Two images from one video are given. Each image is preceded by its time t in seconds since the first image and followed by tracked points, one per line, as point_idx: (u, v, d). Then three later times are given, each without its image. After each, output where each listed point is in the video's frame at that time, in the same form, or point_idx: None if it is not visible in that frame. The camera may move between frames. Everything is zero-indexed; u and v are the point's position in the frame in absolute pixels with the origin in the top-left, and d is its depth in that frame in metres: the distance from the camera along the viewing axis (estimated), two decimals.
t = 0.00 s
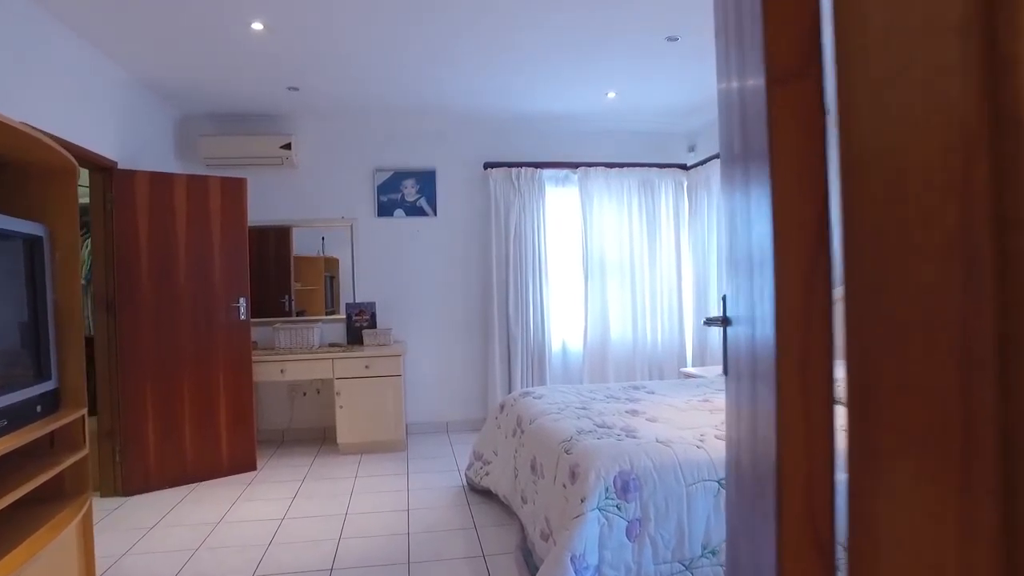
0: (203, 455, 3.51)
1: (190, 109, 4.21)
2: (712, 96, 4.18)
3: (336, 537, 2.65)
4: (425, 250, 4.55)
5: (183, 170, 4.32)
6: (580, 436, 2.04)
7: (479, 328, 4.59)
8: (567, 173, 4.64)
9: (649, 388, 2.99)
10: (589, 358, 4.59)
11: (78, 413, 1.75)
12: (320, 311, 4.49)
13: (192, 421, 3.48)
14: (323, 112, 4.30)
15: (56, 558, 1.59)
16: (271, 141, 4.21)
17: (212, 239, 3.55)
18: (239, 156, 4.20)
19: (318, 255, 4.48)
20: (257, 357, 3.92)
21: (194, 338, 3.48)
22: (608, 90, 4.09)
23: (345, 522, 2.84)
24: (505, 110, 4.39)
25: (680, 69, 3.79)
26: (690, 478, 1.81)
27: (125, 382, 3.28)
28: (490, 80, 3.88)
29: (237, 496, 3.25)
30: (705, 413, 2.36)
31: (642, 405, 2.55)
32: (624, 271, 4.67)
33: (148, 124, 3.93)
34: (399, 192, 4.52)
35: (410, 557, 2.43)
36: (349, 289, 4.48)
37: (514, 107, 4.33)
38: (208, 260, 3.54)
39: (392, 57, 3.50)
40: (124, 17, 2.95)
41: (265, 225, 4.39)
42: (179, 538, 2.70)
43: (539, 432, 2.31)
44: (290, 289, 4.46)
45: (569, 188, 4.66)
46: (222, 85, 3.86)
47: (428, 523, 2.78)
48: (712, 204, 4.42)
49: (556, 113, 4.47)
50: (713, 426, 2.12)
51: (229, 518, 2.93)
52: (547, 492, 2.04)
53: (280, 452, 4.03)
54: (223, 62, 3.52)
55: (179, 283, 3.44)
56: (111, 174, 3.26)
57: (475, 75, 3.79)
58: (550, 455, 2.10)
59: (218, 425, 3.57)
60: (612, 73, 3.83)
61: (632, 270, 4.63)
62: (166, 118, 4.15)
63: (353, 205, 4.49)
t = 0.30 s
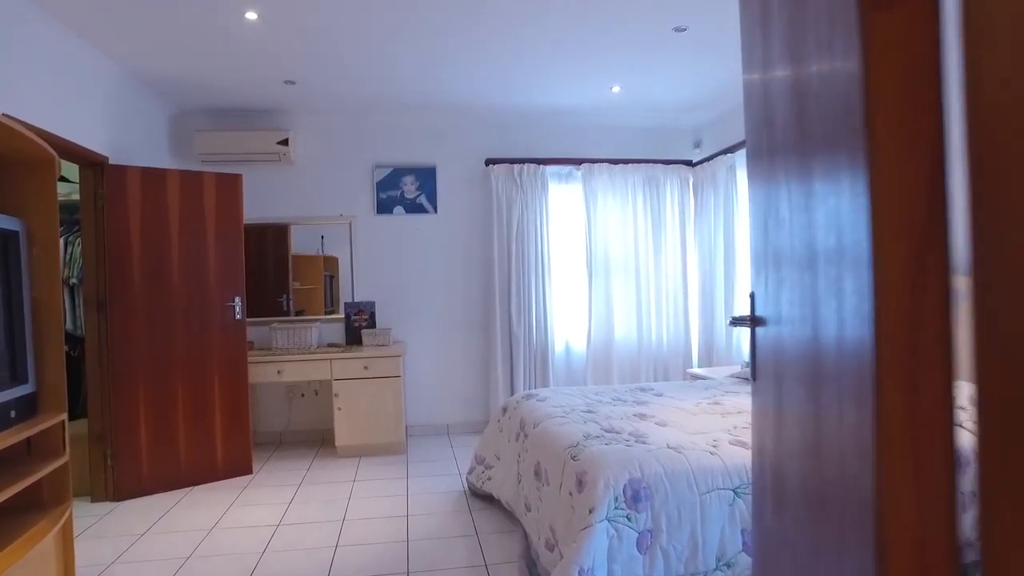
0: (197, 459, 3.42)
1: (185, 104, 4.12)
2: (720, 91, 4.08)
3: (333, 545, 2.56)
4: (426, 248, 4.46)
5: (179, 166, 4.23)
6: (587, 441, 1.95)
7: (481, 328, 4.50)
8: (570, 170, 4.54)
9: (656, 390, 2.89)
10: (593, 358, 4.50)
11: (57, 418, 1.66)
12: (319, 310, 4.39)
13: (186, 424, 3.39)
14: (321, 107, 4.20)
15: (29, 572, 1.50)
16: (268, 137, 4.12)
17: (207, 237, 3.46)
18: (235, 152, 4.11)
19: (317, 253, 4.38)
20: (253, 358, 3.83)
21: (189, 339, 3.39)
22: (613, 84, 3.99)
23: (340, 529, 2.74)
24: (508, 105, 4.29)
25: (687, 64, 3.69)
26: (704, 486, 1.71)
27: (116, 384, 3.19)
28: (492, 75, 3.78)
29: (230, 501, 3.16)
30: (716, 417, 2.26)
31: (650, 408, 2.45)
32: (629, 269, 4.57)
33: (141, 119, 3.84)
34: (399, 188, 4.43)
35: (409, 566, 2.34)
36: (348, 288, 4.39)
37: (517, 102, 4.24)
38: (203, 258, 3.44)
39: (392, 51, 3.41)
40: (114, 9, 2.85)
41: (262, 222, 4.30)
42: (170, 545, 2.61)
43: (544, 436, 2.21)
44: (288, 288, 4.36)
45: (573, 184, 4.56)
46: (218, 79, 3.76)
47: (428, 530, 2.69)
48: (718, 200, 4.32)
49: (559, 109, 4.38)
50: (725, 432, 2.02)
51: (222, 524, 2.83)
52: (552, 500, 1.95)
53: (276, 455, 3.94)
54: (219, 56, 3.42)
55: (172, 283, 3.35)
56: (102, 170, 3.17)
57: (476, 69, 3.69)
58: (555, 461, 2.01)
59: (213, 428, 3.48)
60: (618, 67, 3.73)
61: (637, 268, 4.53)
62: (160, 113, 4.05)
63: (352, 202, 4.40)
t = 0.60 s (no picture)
0: (192, 464, 3.32)
1: (181, 99, 4.01)
2: (728, 86, 3.97)
3: (331, 555, 2.46)
4: (428, 247, 4.36)
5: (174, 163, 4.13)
6: (598, 449, 1.84)
7: (484, 329, 4.40)
8: (575, 167, 4.44)
9: (667, 393, 2.79)
10: (598, 360, 4.39)
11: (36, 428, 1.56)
12: (318, 311, 4.29)
13: (180, 427, 3.29)
14: (320, 102, 4.10)
15: None
16: (266, 133, 4.02)
17: (202, 235, 3.36)
18: (231, 148, 4.01)
19: (316, 252, 4.28)
20: (249, 359, 3.73)
21: (183, 340, 3.30)
22: (619, 78, 3.88)
23: (339, 539, 2.64)
24: (511, 101, 4.19)
25: (696, 57, 3.58)
26: (723, 498, 1.61)
27: (108, 387, 3.08)
28: (496, 69, 3.68)
29: (225, 508, 3.06)
30: (733, 422, 2.16)
31: (661, 412, 2.35)
32: (635, 269, 4.46)
33: (135, 115, 3.74)
34: (399, 186, 4.32)
35: None
36: (348, 288, 4.29)
37: (520, 97, 4.13)
38: (198, 257, 3.35)
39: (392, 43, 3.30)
40: None
41: (260, 220, 4.20)
42: (161, 555, 2.51)
43: (552, 443, 2.11)
44: (287, 288, 4.25)
45: (577, 182, 4.46)
46: (214, 73, 3.66)
47: (430, 540, 2.58)
48: (727, 197, 4.22)
49: (564, 104, 4.28)
50: (742, 439, 1.92)
51: (215, 533, 2.73)
52: (561, 511, 1.85)
53: (274, 459, 3.84)
54: (214, 48, 3.32)
55: (166, 282, 3.25)
56: (92, 165, 3.08)
57: (479, 62, 3.59)
58: (564, 470, 1.90)
59: (208, 432, 3.38)
60: (625, 60, 3.62)
61: (643, 268, 4.43)
62: (154, 108, 3.95)
63: (352, 200, 4.29)
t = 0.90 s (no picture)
0: (185, 473, 3.21)
1: (176, 96, 3.91)
2: (738, 83, 3.86)
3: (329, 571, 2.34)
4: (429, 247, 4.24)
5: (169, 161, 4.02)
6: (612, 464, 1.73)
7: (487, 332, 4.28)
8: (581, 166, 4.33)
9: (679, 401, 2.67)
10: (604, 365, 4.28)
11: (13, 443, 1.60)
12: (317, 313, 4.18)
13: (173, 435, 3.18)
14: (319, 99, 3.99)
15: None
16: (263, 130, 3.91)
17: (196, 235, 3.25)
18: (227, 145, 3.91)
19: (316, 253, 4.17)
20: (245, 364, 3.62)
21: (176, 343, 3.18)
22: (627, 74, 3.77)
23: (338, 552, 2.53)
24: (515, 98, 4.08)
25: (705, 53, 3.46)
26: (749, 519, 1.49)
27: (97, 393, 2.97)
28: (501, 63, 3.57)
29: (218, 520, 2.95)
30: (753, 434, 2.04)
31: (675, 423, 2.24)
32: (642, 270, 4.34)
33: (129, 111, 3.63)
34: (400, 185, 4.21)
35: None
36: (348, 290, 4.18)
37: (524, 94, 4.02)
38: (191, 258, 3.23)
39: (394, 36, 3.18)
40: None
41: (257, 220, 4.09)
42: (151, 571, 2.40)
43: (562, 456, 1.99)
44: (285, 290, 4.14)
45: (583, 180, 4.34)
46: (208, 68, 3.54)
47: (433, 554, 2.47)
48: (736, 197, 4.10)
49: (570, 101, 4.17)
50: (765, 453, 1.80)
51: (208, 546, 2.62)
52: (573, 530, 1.73)
53: (270, 466, 3.73)
54: (211, 42, 3.20)
55: (159, 285, 3.14)
56: (82, 163, 2.97)
57: (483, 57, 3.47)
58: (575, 486, 1.79)
59: (202, 439, 3.27)
60: (633, 55, 3.50)
61: (650, 269, 4.31)
62: (149, 105, 3.84)
63: (351, 199, 4.18)
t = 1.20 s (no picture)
0: (178, 478, 3.11)
1: (169, 91, 3.81)
2: (747, 78, 3.75)
3: None
4: (430, 246, 4.14)
5: (163, 157, 3.93)
6: (623, 475, 1.63)
7: (489, 332, 4.18)
8: (585, 162, 4.23)
9: (689, 405, 2.58)
10: (609, 367, 4.18)
11: None
12: (316, 313, 4.07)
13: (166, 439, 3.08)
14: (316, 93, 3.89)
15: None
16: (259, 126, 3.82)
17: (189, 232, 3.15)
18: (222, 141, 3.81)
19: (315, 253, 4.07)
20: (240, 365, 3.52)
21: (169, 344, 3.08)
22: (633, 68, 3.66)
23: (335, 562, 2.44)
24: (517, 93, 3.98)
25: (714, 48, 3.35)
26: (771, 535, 1.39)
27: (85, 396, 2.87)
28: (503, 57, 3.46)
29: (210, 528, 2.86)
30: (769, 440, 1.94)
31: (687, 428, 2.14)
32: (647, 269, 4.24)
33: (120, 107, 3.53)
34: (400, 182, 4.11)
35: None
36: (347, 289, 4.08)
37: (527, 89, 3.92)
38: (184, 256, 3.13)
39: (393, 29, 3.08)
40: None
41: (253, 218, 3.99)
42: None
43: (569, 464, 1.90)
44: (283, 289, 4.04)
45: (587, 177, 4.25)
46: (202, 61, 3.43)
47: (434, 564, 2.37)
48: (744, 194, 4.00)
49: (573, 96, 4.06)
50: (784, 461, 1.70)
51: (200, 555, 2.54)
52: (582, 544, 1.64)
53: (266, 471, 3.64)
54: (205, 35, 3.10)
55: (151, 285, 3.04)
56: (70, 158, 2.87)
57: (485, 50, 3.37)
58: (583, 497, 1.70)
59: (195, 443, 3.17)
60: (638, 49, 3.39)
61: (656, 267, 4.21)
62: (141, 100, 3.74)
63: (350, 197, 4.08)
